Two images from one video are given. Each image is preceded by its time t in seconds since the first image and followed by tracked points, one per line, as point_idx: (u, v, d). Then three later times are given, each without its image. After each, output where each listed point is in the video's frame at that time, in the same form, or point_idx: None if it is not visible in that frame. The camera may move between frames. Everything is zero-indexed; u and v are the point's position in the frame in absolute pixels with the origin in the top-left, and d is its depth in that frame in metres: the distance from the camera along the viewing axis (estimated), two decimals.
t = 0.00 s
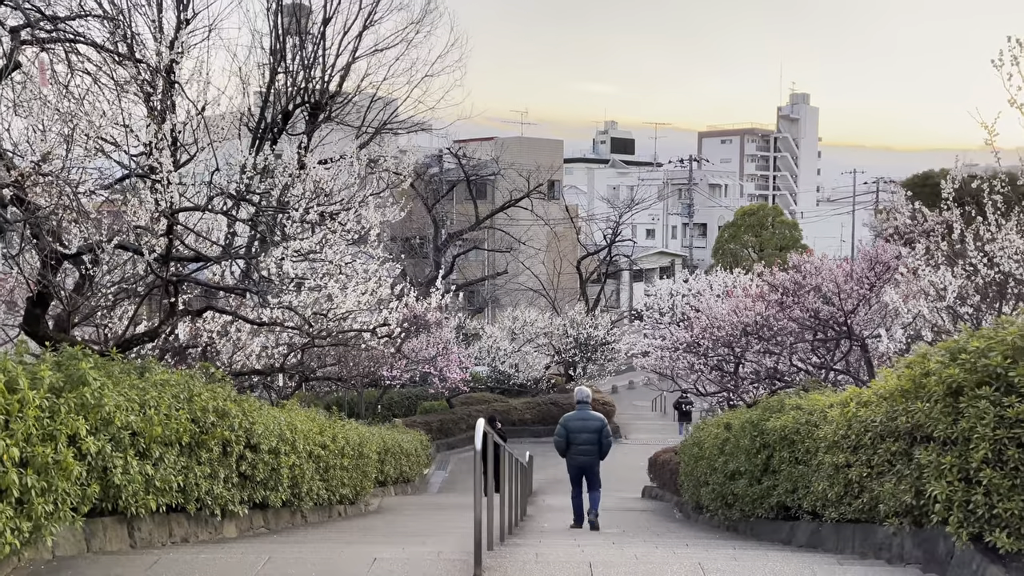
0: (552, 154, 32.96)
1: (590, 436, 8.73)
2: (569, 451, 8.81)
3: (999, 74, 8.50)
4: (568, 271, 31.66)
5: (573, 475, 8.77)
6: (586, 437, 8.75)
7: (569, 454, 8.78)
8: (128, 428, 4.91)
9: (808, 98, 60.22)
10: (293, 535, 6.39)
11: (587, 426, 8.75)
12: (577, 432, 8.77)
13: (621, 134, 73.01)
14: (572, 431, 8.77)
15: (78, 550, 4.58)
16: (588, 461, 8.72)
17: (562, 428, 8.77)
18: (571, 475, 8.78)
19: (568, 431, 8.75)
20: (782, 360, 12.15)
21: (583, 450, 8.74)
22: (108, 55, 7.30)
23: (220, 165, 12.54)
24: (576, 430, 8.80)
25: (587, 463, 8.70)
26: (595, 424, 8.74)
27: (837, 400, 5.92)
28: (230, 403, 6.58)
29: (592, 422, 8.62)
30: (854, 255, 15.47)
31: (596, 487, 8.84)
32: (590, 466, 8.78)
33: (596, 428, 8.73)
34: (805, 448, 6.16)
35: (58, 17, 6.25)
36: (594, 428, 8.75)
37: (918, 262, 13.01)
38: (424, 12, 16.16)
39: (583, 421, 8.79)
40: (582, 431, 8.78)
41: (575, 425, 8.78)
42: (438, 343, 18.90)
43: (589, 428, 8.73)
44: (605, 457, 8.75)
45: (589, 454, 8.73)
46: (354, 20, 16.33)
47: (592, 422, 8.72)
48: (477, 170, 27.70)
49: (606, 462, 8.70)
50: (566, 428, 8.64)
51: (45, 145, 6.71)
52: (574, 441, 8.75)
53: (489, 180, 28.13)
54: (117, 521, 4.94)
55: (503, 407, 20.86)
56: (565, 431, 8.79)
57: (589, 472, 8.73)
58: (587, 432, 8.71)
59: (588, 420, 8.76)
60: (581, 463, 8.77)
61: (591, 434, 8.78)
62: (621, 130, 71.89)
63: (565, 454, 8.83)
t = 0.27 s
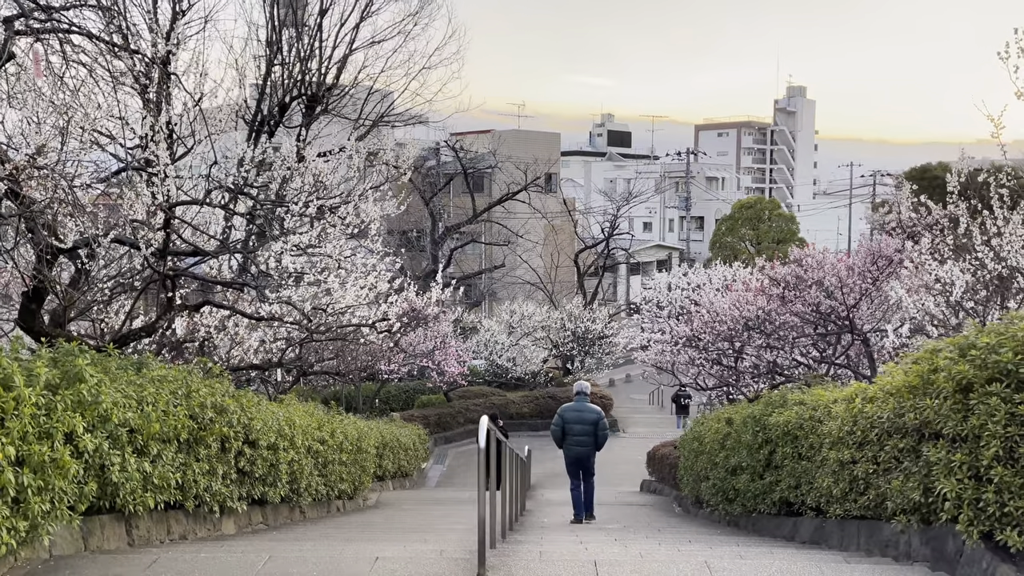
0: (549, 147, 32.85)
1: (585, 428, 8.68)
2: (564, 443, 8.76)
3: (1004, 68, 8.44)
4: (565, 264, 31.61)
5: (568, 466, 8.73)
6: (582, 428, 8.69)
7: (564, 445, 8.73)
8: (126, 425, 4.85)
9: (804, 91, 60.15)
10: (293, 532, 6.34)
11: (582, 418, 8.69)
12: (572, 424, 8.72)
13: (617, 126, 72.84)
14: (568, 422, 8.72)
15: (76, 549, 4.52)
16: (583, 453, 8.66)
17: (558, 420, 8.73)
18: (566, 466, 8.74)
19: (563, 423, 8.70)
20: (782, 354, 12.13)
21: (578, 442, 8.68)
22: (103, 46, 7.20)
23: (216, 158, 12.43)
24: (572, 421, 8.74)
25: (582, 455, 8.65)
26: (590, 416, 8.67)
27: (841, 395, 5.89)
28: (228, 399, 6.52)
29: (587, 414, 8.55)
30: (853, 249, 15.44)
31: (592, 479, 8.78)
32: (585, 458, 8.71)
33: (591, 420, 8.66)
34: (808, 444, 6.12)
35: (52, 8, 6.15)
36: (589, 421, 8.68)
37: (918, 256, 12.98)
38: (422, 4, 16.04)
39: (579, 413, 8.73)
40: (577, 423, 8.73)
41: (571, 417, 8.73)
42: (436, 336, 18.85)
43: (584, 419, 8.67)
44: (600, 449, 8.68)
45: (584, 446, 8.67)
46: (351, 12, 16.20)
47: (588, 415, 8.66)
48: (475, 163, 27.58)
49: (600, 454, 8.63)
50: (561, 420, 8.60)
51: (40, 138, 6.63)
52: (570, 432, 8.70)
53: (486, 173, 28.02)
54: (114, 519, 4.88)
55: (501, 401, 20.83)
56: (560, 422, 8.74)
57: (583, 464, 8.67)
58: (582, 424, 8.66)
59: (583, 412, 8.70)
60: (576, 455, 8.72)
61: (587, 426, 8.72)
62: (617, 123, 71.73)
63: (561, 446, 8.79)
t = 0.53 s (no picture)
0: (548, 143, 32.74)
1: (588, 429, 8.62)
2: (567, 443, 8.71)
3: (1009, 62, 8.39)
4: (563, 260, 31.55)
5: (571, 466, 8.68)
6: (585, 429, 8.63)
7: (567, 446, 8.68)
8: (126, 422, 4.78)
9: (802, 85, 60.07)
10: (294, 530, 6.29)
11: (585, 419, 8.63)
12: (576, 424, 8.66)
13: (615, 121, 72.68)
14: (572, 422, 8.66)
15: (76, 548, 4.46)
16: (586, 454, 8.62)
17: (562, 420, 8.67)
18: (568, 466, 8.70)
19: (567, 423, 8.65)
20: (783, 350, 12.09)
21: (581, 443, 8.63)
22: (101, 39, 7.11)
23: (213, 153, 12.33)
24: (576, 422, 8.68)
25: (584, 455, 8.60)
26: (594, 417, 8.61)
27: (848, 392, 5.84)
28: (229, 396, 6.46)
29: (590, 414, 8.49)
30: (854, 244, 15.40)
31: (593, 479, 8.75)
32: (587, 458, 8.67)
33: (595, 422, 8.61)
34: (814, 441, 6.07)
35: None
36: (593, 422, 8.63)
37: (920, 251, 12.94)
38: None
39: (582, 413, 8.67)
40: (581, 423, 8.67)
41: (574, 417, 8.68)
42: (436, 332, 18.78)
43: (588, 420, 8.62)
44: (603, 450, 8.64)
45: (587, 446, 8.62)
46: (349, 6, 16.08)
47: (591, 416, 8.60)
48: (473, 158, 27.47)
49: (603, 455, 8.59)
50: (565, 420, 8.54)
51: (38, 132, 6.54)
52: (573, 433, 8.65)
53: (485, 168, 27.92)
54: (115, 518, 4.81)
55: (500, 397, 20.78)
56: (564, 422, 8.69)
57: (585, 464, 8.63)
58: (586, 424, 8.60)
59: (587, 413, 8.63)
60: (579, 455, 8.67)
61: (590, 427, 8.67)
62: (615, 118, 71.56)
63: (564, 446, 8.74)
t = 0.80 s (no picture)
0: (547, 139, 32.65)
1: (593, 425, 8.57)
2: (573, 440, 8.65)
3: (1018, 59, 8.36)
4: (563, 256, 31.50)
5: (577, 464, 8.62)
6: (591, 426, 8.58)
7: (573, 443, 8.63)
8: (128, 422, 4.71)
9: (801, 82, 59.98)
10: (298, 529, 6.23)
11: (590, 415, 8.59)
12: (581, 421, 8.61)
13: (613, 117, 72.56)
14: (577, 420, 8.61)
15: (78, 550, 4.39)
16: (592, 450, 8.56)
17: (567, 418, 8.63)
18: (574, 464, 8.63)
19: (572, 420, 8.60)
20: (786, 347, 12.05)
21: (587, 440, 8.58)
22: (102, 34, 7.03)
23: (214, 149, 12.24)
24: (580, 419, 8.64)
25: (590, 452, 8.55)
26: (599, 414, 8.58)
27: (858, 391, 5.80)
28: (232, 395, 6.39)
29: (596, 410, 8.45)
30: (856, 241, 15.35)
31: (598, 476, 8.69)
32: (593, 455, 8.61)
33: (600, 418, 8.58)
34: (823, 440, 6.02)
35: None
36: (598, 418, 8.59)
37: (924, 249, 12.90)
38: None
39: (587, 410, 8.63)
40: (586, 420, 8.62)
41: (579, 414, 8.63)
42: (436, 329, 18.72)
43: (593, 417, 8.58)
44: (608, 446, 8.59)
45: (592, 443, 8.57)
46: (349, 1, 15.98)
47: (596, 412, 8.56)
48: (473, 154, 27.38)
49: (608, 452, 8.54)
50: (570, 417, 8.50)
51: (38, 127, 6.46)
52: (579, 430, 8.60)
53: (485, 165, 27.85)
54: (117, 519, 4.75)
55: (500, 394, 20.74)
56: (569, 419, 8.64)
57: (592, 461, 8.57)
58: (591, 421, 8.56)
59: (592, 409, 8.59)
60: (584, 452, 8.61)
61: (595, 424, 8.62)
62: (613, 114, 71.43)
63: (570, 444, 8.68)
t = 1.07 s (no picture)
0: (546, 137, 32.59)
1: (594, 427, 8.53)
2: (574, 442, 8.62)
3: None
4: (562, 255, 31.46)
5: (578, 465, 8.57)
6: (591, 427, 8.54)
7: (574, 445, 8.59)
8: (134, 424, 4.66)
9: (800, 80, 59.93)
10: (302, 531, 6.19)
11: (590, 417, 8.55)
12: (582, 423, 8.58)
13: (611, 115, 72.49)
14: (577, 421, 8.58)
15: (84, 553, 4.34)
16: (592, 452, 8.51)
17: (567, 419, 8.60)
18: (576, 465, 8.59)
19: (573, 422, 8.58)
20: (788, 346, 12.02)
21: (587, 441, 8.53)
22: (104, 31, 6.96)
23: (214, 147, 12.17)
24: (581, 421, 8.60)
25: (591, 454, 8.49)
26: (599, 415, 8.53)
27: (868, 392, 5.76)
28: (235, 395, 6.34)
29: (596, 411, 8.42)
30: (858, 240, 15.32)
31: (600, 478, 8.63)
32: (595, 457, 8.56)
33: (600, 420, 8.53)
34: (833, 440, 5.99)
35: None
36: (598, 419, 8.54)
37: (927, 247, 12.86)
38: None
39: (587, 411, 8.60)
40: (587, 422, 8.58)
41: (580, 416, 8.60)
42: (437, 328, 18.68)
43: (593, 418, 8.54)
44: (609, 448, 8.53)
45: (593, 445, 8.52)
46: None
47: (597, 413, 8.52)
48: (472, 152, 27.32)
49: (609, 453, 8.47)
50: (570, 418, 8.47)
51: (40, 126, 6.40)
52: (579, 432, 8.56)
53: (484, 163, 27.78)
54: (122, 522, 4.70)
55: (501, 393, 20.70)
56: (570, 421, 8.62)
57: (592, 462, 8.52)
58: (591, 422, 8.52)
59: (592, 411, 8.55)
60: (586, 454, 8.56)
61: (596, 426, 8.58)
62: (611, 112, 71.36)
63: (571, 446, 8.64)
